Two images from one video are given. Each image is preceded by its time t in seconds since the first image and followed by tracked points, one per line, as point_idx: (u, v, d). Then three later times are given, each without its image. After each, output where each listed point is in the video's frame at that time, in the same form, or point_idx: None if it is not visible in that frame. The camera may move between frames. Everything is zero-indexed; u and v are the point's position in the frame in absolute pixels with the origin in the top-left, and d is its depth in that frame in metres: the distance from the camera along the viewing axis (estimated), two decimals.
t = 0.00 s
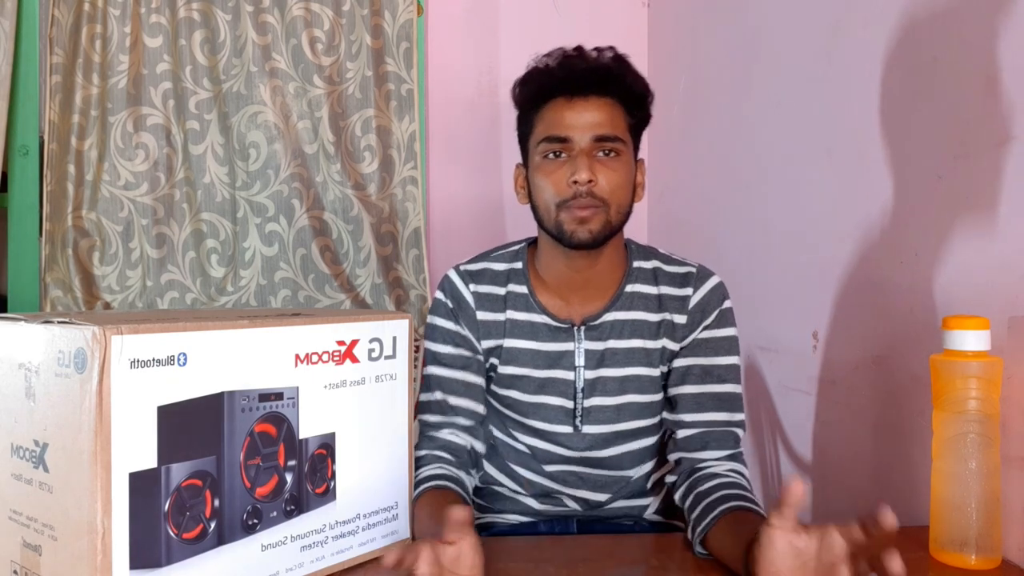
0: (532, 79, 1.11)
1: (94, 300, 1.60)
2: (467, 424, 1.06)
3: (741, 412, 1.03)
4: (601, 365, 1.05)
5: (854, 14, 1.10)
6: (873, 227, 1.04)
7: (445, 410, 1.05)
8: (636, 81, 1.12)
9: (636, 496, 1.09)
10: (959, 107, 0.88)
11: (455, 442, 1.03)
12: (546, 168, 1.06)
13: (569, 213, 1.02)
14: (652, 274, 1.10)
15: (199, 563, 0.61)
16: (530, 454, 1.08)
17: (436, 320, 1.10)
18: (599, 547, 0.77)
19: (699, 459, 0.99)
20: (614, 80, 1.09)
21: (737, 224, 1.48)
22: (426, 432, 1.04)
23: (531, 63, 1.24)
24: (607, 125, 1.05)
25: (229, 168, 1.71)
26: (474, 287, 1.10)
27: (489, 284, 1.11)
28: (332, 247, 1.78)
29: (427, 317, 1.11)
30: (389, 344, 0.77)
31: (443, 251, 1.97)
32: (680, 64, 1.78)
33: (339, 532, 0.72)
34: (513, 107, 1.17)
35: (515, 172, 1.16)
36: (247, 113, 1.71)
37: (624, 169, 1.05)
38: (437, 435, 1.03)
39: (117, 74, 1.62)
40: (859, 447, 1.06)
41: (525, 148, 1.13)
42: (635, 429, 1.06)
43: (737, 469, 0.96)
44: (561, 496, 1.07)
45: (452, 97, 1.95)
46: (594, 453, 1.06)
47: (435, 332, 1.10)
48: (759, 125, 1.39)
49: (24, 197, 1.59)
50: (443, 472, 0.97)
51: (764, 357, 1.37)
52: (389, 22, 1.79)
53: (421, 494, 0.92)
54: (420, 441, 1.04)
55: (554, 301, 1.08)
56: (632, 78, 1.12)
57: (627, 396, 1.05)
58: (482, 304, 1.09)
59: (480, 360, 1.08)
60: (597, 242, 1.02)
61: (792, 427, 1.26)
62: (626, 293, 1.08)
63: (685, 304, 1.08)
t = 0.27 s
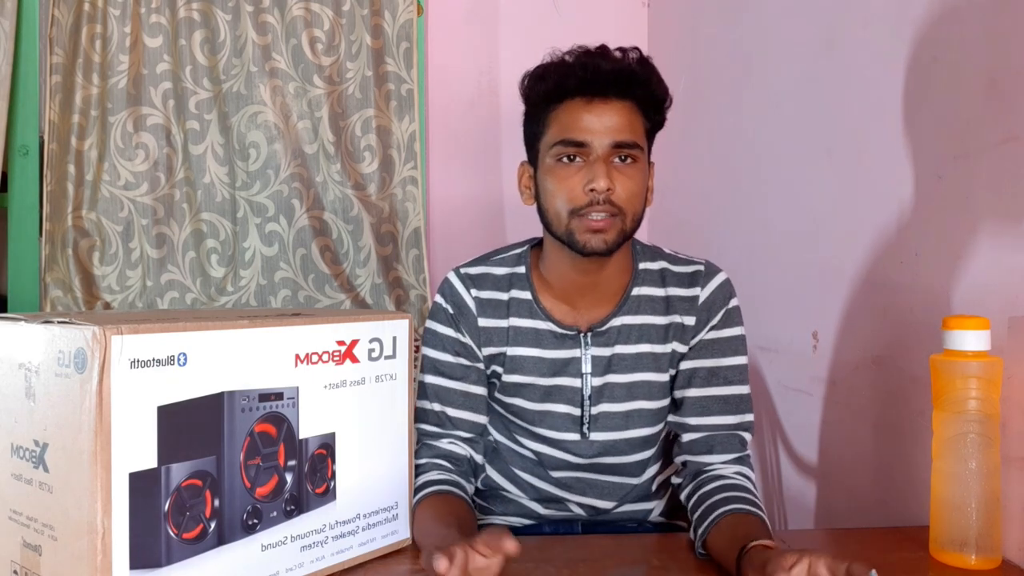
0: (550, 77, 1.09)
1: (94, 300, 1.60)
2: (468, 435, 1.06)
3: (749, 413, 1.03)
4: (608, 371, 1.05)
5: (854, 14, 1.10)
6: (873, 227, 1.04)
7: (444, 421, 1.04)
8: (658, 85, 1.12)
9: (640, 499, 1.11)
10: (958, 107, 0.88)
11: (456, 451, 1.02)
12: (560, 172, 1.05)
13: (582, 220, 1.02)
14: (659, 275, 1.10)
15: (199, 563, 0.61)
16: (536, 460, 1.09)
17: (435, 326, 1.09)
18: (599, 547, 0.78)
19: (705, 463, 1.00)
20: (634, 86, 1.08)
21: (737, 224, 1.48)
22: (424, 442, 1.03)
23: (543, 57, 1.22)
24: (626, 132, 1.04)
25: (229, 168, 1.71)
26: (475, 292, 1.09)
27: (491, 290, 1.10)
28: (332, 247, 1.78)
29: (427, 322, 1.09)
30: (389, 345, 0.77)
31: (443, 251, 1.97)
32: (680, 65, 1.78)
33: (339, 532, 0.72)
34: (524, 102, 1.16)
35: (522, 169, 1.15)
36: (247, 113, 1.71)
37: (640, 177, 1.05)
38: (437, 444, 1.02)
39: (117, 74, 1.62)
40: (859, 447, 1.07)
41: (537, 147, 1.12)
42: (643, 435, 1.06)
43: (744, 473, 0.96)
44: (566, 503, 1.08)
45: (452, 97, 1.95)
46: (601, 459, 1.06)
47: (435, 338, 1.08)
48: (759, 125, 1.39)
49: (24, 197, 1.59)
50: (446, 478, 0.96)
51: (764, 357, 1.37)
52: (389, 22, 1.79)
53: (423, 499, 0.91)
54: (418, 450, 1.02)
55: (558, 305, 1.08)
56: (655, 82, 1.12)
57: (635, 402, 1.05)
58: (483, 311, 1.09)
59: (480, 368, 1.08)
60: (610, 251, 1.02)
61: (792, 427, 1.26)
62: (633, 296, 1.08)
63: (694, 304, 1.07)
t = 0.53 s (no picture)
0: (553, 79, 1.09)
1: (94, 300, 1.60)
2: (466, 439, 1.05)
3: (751, 414, 1.03)
4: (610, 376, 1.05)
5: (854, 14, 1.10)
6: (873, 227, 1.04)
7: (442, 424, 1.04)
8: (662, 87, 1.12)
9: (641, 501, 1.11)
10: (958, 107, 0.88)
11: (454, 455, 1.02)
12: (561, 177, 1.05)
13: (584, 227, 1.02)
14: (662, 278, 1.10)
15: (199, 563, 0.61)
16: (536, 464, 1.10)
17: (435, 328, 1.08)
18: (599, 547, 0.78)
19: (709, 466, 1.00)
20: (637, 89, 1.08)
21: (737, 225, 1.48)
22: (423, 444, 1.02)
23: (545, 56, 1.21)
24: (629, 137, 1.04)
25: (229, 168, 1.71)
26: (475, 294, 1.09)
27: (492, 292, 1.10)
28: (332, 247, 1.78)
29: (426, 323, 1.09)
30: (389, 344, 0.77)
31: (443, 251, 1.97)
32: (680, 65, 1.78)
33: (339, 532, 0.72)
34: (526, 103, 1.15)
35: (525, 172, 1.15)
36: (247, 113, 1.71)
37: (643, 182, 1.04)
38: (435, 447, 1.01)
39: (117, 74, 1.62)
40: (859, 448, 1.07)
41: (538, 150, 1.11)
42: (645, 440, 1.06)
43: (746, 475, 0.96)
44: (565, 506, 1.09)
45: (452, 97, 1.94)
46: (602, 463, 1.07)
47: (434, 339, 1.08)
48: (759, 125, 1.39)
49: (24, 197, 1.59)
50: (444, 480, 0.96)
51: (764, 357, 1.37)
52: (389, 22, 1.79)
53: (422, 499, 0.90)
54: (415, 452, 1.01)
55: (559, 310, 1.08)
56: (659, 84, 1.12)
57: (637, 406, 1.05)
58: (483, 313, 1.08)
59: (480, 372, 1.08)
60: (611, 257, 1.02)
61: (792, 427, 1.26)
62: (635, 300, 1.08)
63: (698, 305, 1.07)
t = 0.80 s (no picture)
0: (535, 80, 1.09)
1: (94, 300, 1.60)
2: (466, 440, 1.06)
3: (753, 414, 1.03)
4: (611, 374, 1.05)
5: (854, 14, 1.10)
6: (873, 227, 1.04)
7: (442, 425, 1.04)
8: (647, 79, 1.11)
9: (642, 501, 1.13)
10: (958, 107, 0.88)
11: (454, 455, 1.02)
12: (550, 176, 1.05)
13: (575, 224, 1.02)
14: (663, 275, 1.10)
15: (200, 563, 0.61)
16: (538, 465, 1.10)
17: (434, 328, 1.08)
18: (600, 547, 0.78)
19: (704, 466, 1.00)
20: (621, 83, 1.08)
21: (737, 224, 1.48)
22: (424, 446, 1.02)
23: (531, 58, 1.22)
24: (615, 131, 1.04)
25: (229, 168, 1.71)
26: (474, 294, 1.09)
27: (491, 291, 1.10)
28: (332, 247, 1.78)
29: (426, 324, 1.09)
30: (389, 344, 0.77)
31: (443, 251, 1.97)
32: (680, 65, 1.78)
33: (339, 532, 0.72)
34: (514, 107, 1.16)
35: (517, 175, 1.15)
36: (247, 113, 1.71)
37: (632, 176, 1.04)
38: (435, 448, 1.02)
39: (117, 74, 1.62)
40: (859, 447, 1.07)
41: (529, 151, 1.12)
42: (647, 437, 1.06)
43: (740, 476, 0.96)
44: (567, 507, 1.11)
45: (452, 97, 1.94)
46: (605, 461, 1.07)
47: (433, 340, 1.08)
48: (759, 125, 1.39)
49: (24, 197, 1.59)
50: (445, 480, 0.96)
51: (764, 358, 1.37)
52: (389, 22, 1.79)
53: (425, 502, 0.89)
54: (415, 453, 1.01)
55: (560, 309, 1.08)
56: (643, 76, 1.11)
57: (639, 404, 1.05)
58: (483, 313, 1.08)
59: (479, 372, 1.08)
60: (605, 252, 1.02)
61: (792, 427, 1.26)
62: (635, 297, 1.07)
63: (699, 305, 1.07)
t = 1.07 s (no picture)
0: (524, 80, 1.10)
1: (94, 300, 1.60)
2: (466, 437, 1.06)
3: (750, 413, 1.02)
4: (607, 372, 1.05)
5: (854, 14, 1.10)
6: (873, 227, 1.04)
7: (442, 423, 1.04)
8: (634, 77, 1.11)
9: (641, 500, 1.12)
10: (958, 107, 0.88)
11: (454, 454, 1.02)
12: (541, 172, 1.05)
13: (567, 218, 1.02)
14: (658, 273, 1.10)
15: (200, 563, 0.61)
16: (536, 464, 1.10)
17: (432, 327, 1.08)
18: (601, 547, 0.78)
19: (703, 466, 1.00)
20: (609, 80, 1.08)
21: (737, 224, 1.48)
22: (423, 445, 1.02)
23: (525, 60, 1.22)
24: (604, 126, 1.04)
25: (229, 168, 1.71)
26: (472, 293, 1.09)
27: (488, 291, 1.10)
28: (332, 247, 1.78)
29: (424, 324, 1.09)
30: (389, 344, 0.77)
31: (443, 251, 1.97)
32: (679, 65, 1.78)
33: (339, 532, 0.72)
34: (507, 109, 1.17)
35: (512, 176, 1.15)
36: (247, 113, 1.71)
37: (623, 171, 1.04)
38: (435, 447, 1.02)
39: (117, 74, 1.62)
40: (859, 448, 1.07)
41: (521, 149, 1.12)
42: (644, 435, 1.06)
43: (739, 476, 0.96)
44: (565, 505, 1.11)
45: (452, 97, 1.94)
46: (602, 459, 1.07)
47: (431, 339, 1.08)
48: (759, 125, 1.39)
49: (24, 197, 1.59)
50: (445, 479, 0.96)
51: (764, 358, 1.37)
52: (389, 22, 1.79)
53: (426, 502, 0.89)
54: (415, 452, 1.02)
55: (558, 306, 1.08)
56: (631, 73, 1.10)
57: (636, 402, 1.05)
58: (480, 312, 1.08)
59: (477, 370, 1.08)
60: (599, 246, 1.01)
61: (792, 427, 1.26)
62: (631, 295, 1.07)
63: (694, 304, 1.06)
